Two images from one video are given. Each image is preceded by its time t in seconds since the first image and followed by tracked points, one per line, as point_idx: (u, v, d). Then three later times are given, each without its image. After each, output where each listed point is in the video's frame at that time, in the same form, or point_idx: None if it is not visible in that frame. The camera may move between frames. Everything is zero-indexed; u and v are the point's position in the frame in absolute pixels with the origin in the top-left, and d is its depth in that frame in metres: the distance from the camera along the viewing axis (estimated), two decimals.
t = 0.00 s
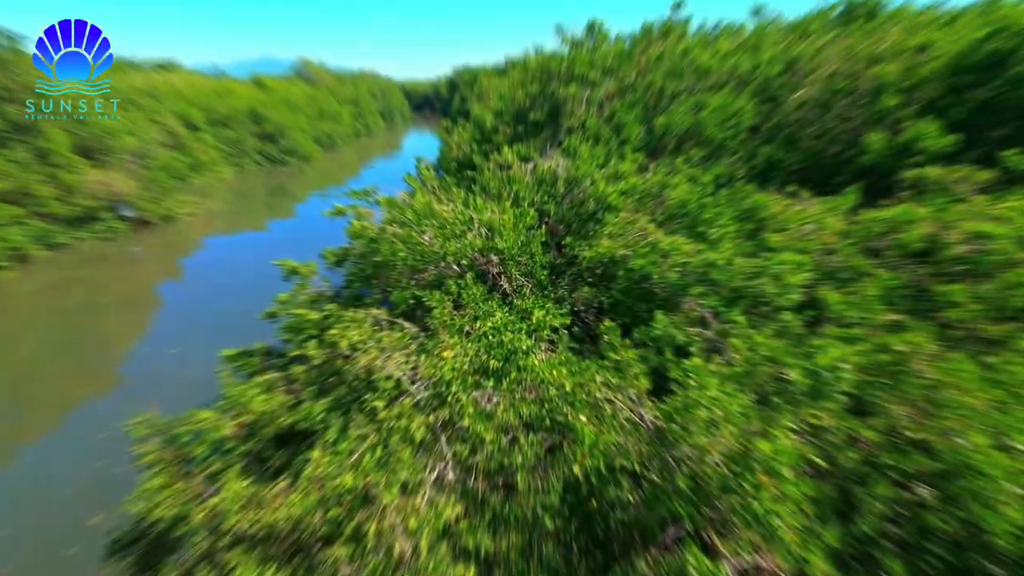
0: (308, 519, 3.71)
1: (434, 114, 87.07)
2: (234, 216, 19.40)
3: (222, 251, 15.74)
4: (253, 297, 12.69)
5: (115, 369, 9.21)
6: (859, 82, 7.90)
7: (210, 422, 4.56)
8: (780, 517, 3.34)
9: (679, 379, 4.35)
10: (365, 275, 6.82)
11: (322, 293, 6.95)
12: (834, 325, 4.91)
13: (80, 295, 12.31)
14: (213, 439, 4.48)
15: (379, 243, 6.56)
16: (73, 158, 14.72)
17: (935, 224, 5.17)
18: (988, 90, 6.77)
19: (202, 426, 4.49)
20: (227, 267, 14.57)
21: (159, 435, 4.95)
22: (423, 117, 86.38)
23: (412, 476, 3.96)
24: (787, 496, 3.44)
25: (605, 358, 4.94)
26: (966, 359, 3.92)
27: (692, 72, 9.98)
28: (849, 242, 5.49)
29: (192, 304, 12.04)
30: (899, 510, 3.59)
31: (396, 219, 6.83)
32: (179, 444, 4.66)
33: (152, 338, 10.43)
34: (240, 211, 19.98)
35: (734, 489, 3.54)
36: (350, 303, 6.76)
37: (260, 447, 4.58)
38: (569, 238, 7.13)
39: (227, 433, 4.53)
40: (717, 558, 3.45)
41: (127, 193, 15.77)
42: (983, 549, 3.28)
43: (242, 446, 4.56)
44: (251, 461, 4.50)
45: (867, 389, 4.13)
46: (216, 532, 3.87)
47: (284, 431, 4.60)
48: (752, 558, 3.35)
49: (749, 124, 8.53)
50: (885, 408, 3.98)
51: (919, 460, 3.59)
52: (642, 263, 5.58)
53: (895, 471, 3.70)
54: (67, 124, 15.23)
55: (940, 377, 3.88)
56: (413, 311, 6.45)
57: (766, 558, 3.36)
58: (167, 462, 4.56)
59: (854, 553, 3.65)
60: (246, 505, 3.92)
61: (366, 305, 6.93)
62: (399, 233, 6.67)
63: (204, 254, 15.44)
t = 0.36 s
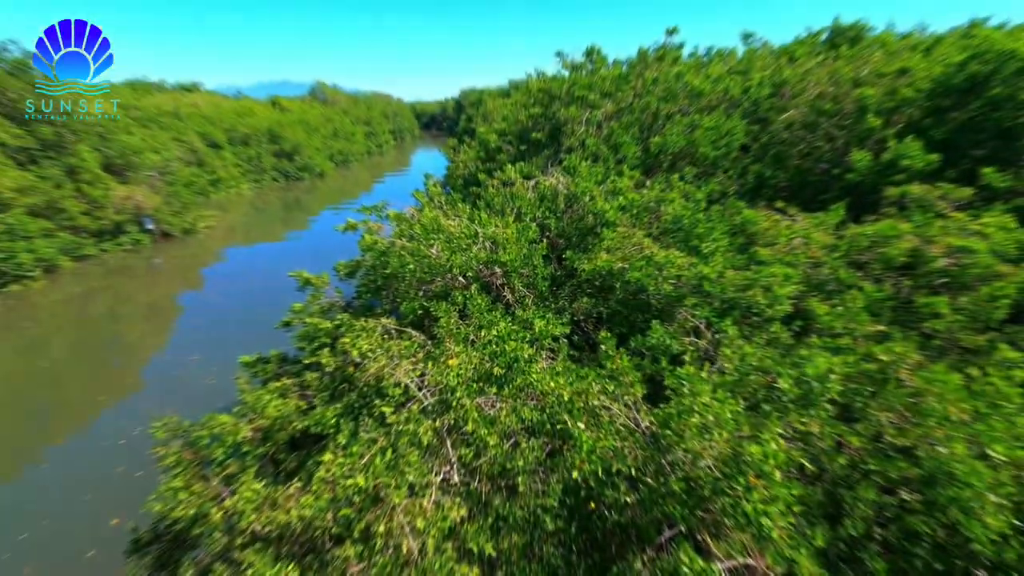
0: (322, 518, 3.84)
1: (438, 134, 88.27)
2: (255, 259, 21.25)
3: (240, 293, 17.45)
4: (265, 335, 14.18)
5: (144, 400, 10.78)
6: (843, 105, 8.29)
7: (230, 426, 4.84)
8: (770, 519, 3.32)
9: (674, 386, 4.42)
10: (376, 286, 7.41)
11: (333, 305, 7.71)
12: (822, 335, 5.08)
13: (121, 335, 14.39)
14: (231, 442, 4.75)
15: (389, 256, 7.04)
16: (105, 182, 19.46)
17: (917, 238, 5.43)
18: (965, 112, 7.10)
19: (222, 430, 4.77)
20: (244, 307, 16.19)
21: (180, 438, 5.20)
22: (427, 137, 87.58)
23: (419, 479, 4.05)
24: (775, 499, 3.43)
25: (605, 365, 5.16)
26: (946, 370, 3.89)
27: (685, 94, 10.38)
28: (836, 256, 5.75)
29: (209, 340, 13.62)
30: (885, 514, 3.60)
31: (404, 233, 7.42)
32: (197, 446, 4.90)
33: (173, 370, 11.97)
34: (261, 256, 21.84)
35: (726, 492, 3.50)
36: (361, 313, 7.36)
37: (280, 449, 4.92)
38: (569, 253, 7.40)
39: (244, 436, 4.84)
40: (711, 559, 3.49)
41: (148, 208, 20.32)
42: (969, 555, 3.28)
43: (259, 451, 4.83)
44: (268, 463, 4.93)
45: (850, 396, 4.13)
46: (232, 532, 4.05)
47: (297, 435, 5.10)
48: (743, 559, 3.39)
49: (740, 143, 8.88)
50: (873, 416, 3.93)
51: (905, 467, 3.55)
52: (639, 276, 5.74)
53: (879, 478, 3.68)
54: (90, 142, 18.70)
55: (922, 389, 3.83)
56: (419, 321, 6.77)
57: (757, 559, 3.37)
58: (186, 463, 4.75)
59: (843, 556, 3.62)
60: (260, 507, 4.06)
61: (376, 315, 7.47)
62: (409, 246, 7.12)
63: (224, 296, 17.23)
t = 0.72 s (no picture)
0: (328, 525, 3.85)
1: (441, 146, 88.87)
2: (269, 271, 21.68)
3: (251, 307, 18.01)
4: (272, 355, 14.72)
5: (155, 421, 11.57)
6: (842, 118, 8.42)
7: (238, 434, 4.92)
8: (771, 530, 3.19)
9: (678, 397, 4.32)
10: (381, 296, 7.51)
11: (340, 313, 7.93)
12: (821, 345, 5.09)
13: (137, 349, 15.23)
14: (239, 449, 4.84)
15: (394, 267, 7.13)
16: (115, 192, 20.66)
17: (914, 250, 5.52)
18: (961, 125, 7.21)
19: (230, 437, 4.85)
20: (254, 322, 16.73)
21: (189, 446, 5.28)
22: (431, 149, 88.18)
23: (424, 487, 4.02)
24: (775, 510, 3.27)
25: (607, 374, 5.21)
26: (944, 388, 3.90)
27: (686, 108, 10.52)
28: (835, 267, 5.82)
29: (219, 360, 14.28)
30: (884, 524, 3.58)
31: (410, 244, 7.61)
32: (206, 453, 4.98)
33: (182, 393, 12.68)
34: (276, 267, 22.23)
35: (725, 502, 3.35)
36: (367, 322, 7.56)
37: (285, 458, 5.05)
38: (571, 264, 7.48)
39: (252, 444, 4.95)
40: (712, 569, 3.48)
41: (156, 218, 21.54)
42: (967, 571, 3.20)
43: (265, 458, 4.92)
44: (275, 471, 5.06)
45: (850, 406, 4.12)
46: (237, 540, 4.10)
47: (303, 444, 5.20)
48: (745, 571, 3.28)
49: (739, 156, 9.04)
50: (872, 426, 3.92)
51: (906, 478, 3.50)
52: (640, 286, 5.74)
53: (877, 490, 3.66)
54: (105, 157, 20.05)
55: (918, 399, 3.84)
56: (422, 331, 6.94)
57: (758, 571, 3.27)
58: (194, 470, 4.78)
59: (841, 564, 3.63)
60: (267, 513, 4.08)
61: (381, 325, 7.61)
62: (414, 257, 7.22)
63: (235, 310, 17.83)
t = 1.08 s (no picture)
0: (334, 536, 3.88)
1: (446, 156, 89.34)
2: (278, 280, 21.81)
3: (257, 317, 18.06)
4: (278, 365, 14.72)
5: (161, 431, 11.54)
6: (845, 129, 8.46)
7: (244, 444, 4.95)
8: (775, 547, 3.15)
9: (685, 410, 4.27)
10: (386, 306, 7.53)
11: (345, 324, 7.99)
12: (825, 356, 5.09)
13: (144, 357, 15.29)
14: (246, 459, 4.88)
15: (399, 277, 7.16)
16: (122, 203, 20.90)
17: (918, 261, 5.53)
18: (964, 137, 7.24)
19: (236, 448, 4.89)
20: (261, 332, 16.79)
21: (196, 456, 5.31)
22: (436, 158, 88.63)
23: (429, 500, 4.01)
24: (780, 527, 3.25)
25: (611, 386, 5.21)
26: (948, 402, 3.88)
27: (689, 119, 10.59)
28: (839, 278, 5.83)
29: (224, 370, 14.29)
30: (886, 538, 3.59)
31: (415, 255, 7.63)
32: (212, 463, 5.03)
33: (188, 403, 12.69)
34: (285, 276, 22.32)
35: (729, 517, 3.32)
36: (371, 332, 7.62)
37: (290, 468, 5.11)
38: (575, 275, 7.51)
39: (258, 454, 4.98)
40: None
41: (162, 228, 21.79)
42: None
43: (271, 468, 4.95)
44: (280, 481, 5.10)
45: (855, 419, 4.14)
46: (242, 550, 4.11)
47: (308, 454, 5.23)
48: None
49: (742, 167, 9.09)
50: (876, 440, 3.92)
51: (913, 493, 3.47)
52: (643, 297, 5.74)
53: (881, 505, 3.65)
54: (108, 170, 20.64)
55: (923, 412, 3.90)
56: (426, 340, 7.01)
57: None
58: (200, 481, 4.80)
59: None
60: (272, 524, 4.09)
61: (386, 335, 7.64)
62: (419, 267, 7.26)
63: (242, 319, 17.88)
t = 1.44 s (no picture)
0: (339, 548, 3.86)
1: (449, 165, 89.73)
2: (283, 290, 21.87)
3: (262, 326, 18.06)
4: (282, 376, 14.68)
5: (164, 442, 11.49)
6: (847, 140, 8.49)
7: (250, 455, 4.96)
8: (783, 562, 3.13)
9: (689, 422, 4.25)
10: (389, 317, 7.55)
11: (349, 335, 8.03)
12: (829, 369, 5.09)
13: (147, 367, 15.29)
14: (250, 470, 4.89)
15: (402, 288, 7.19)
16: (129, 211, 21.11)
17: (922, 274, 5.53)
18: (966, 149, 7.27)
19: (241, 459, 4.91)
20: (266, 341, 16.81)
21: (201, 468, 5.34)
22: (439, 167, 89.03)
23: (435, 512, 4.00)
24: (787, 541, 3.21)
25: (614, 398, 5.20)
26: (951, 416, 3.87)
27: (692, 130, 10.64)
28: (842, 290, 5.83)
29: (228, 380, 14.25)
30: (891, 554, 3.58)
31: (419, 265, 7.67)
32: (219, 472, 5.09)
33: (191, 414, 12.64)
34: (290, 286, 22.40)
35: (736, 531, 3.31)
36: (375, 342, 7.65)
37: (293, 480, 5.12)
38: (578, 287, 7.53)
39: (263, 465, 4.97)
40: None
41: (168, 237, 21.98)
42: None
43: (276, 479, 4.97)
44: (284, 492, 5.13)
45: (860, 432, 4.13)
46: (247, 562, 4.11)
47: (312, 466, 5.24)
48: None
49: (745, 179, 9.14)
50: (880, 453, 3.91)
51: (917, 508, 3.46)
52: (646, 309, 5.75)
53: (886, 520, 3.63)
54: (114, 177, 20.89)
55: (928, 427, 3.91)
56: (429, 351, 7.06)
57: None
58: (205, 493, 4.80)
59: None
60: (277, 537, 4.09)
61: (390, 345, 7.66)
62: (423, 278, 7.29)
63: (247, 329, 17.88)
